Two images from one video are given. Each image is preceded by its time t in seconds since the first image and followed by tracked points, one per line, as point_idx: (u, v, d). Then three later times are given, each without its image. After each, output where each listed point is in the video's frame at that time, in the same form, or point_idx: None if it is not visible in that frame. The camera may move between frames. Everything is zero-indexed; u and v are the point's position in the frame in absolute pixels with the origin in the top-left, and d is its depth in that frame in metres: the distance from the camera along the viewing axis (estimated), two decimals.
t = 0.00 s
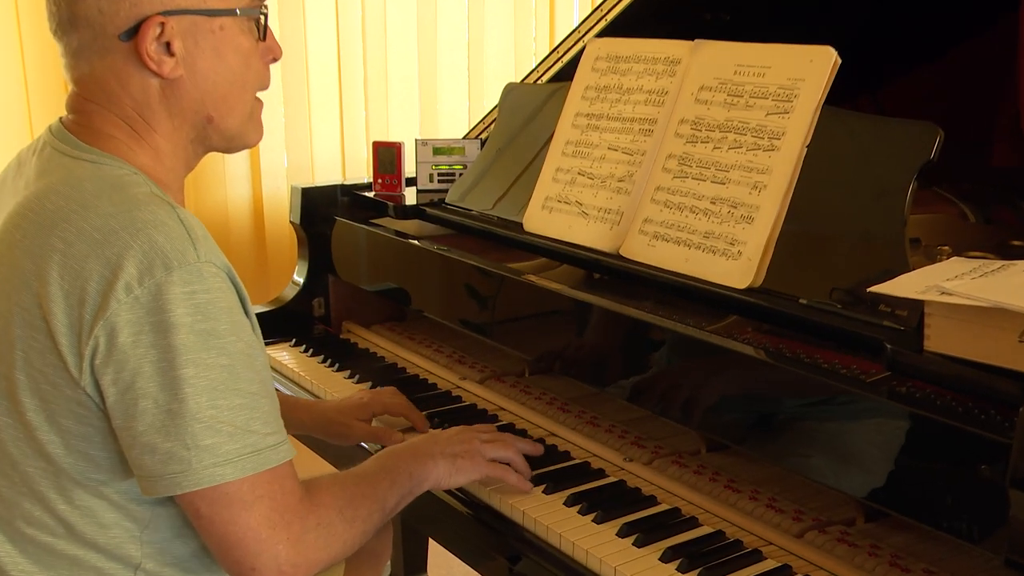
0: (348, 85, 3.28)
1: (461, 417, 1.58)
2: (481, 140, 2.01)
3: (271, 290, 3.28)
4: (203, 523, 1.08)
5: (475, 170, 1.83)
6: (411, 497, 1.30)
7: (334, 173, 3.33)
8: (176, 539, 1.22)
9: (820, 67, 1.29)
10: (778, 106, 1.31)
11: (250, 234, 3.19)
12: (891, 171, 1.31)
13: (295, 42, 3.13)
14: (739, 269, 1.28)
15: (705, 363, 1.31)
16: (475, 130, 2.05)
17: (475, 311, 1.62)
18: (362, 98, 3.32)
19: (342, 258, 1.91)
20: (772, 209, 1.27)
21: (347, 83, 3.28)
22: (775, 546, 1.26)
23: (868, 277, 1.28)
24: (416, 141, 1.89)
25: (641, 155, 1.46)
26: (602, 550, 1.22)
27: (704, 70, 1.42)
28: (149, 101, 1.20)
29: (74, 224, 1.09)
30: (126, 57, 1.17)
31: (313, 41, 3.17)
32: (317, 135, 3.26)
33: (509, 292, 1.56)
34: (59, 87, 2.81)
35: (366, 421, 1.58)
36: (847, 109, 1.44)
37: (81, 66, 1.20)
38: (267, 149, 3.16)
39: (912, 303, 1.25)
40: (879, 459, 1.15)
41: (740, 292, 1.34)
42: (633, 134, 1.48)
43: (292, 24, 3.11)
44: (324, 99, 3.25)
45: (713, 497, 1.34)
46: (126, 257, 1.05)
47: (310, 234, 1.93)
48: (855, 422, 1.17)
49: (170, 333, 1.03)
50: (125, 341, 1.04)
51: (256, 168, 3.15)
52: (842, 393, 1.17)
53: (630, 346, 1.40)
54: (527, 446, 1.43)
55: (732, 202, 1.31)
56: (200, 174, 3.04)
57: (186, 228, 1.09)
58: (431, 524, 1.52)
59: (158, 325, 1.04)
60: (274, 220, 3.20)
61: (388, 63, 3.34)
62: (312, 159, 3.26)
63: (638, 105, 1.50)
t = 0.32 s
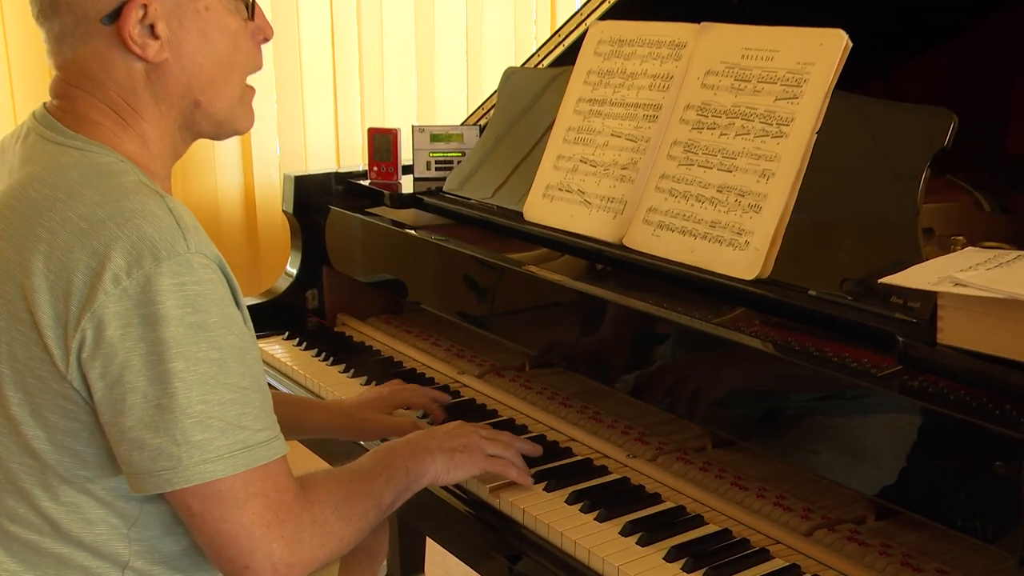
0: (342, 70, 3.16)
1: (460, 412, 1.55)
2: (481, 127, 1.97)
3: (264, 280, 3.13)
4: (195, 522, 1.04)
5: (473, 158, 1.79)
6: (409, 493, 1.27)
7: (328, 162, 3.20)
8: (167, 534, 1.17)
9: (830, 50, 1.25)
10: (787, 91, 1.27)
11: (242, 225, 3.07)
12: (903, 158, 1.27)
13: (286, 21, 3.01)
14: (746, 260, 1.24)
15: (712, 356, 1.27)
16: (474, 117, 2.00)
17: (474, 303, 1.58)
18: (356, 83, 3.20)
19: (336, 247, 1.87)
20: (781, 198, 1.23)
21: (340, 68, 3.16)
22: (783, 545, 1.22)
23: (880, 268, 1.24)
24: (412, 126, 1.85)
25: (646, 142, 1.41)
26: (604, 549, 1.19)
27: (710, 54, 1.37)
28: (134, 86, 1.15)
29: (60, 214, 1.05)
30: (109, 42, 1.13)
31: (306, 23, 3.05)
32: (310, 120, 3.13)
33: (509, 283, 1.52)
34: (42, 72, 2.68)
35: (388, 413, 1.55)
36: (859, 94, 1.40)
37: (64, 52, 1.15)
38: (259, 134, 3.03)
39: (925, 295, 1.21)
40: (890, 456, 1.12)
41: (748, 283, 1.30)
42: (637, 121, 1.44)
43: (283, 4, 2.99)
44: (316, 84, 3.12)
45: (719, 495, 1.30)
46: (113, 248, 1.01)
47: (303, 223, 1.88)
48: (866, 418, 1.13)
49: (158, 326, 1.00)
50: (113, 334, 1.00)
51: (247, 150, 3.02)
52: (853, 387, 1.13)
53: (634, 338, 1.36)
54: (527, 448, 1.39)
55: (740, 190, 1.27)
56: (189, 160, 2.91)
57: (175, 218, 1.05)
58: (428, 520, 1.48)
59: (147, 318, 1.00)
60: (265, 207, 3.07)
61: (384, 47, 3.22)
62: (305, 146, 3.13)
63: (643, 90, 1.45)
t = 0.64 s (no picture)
0: (336, 54, 3.11)
1: (457, 404, 1.51)
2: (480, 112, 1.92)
3: (256, 268, 3.12)
4: (184, 517, 1.00)
5: (470, 144, 1.75)
6: (401, 488, 1.23)
7: (322, 147, 3.15)
8: (156, 531, 1.14)
9: (841, 32, 1.20)
10: (796, 75, 1.23)
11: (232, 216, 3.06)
12: (914, 144, 1.23)
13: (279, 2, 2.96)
14: (755, 249, 1.20)
15: (717, 347, 1.23)
16: (474, 101, 1.96)
17: (474, 294, 1.54)
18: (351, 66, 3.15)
19: (330, 235, 1.83)
20: (790, 183, 1.19)
21: (335, 50, 3.11)
22: (792, 543, 1.19)
23: (891, 257, 1.20)
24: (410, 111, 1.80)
25: (650, 127, 1.37)
26: (607, 546, 1.15)
27: (716, 36, 1.33)
28: (125, 69, 1.11)
29: (51, 197, 1.01)
30: (99, 25, 1.09)
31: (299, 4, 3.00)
32: (303, 104, 3.09)
33: (508, 273, 1.47)
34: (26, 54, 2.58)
35: (378, 407, 1.51)
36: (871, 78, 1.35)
37: (51, 36, 1.11)
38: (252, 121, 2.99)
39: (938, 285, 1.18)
40: (901, 451, 1.08)
41: (754, 273, 1.27)
42: (641, 105, 1.39)
43: None
44: (309, 66, 3.08)
45: (725, 492, 1.27)
46: (107, 233, 0.97)
47: (296, 211, 1.84)
48: (875, 412, 1.09)
49: (153, 313, 0.96)
50: (106, 321, 0.96)
51: (238, 142, 3.01)
52: (863, 380, 1.10)
53: (637, 330, 1.32)
54: (520, 436, 1.37)
55: (747, 177, 1.23)
56: (178, 148, 2.88)
57: (171, 203, 1.01)
58: (425, 515, 1.45)
59: (141, 304, 0.96)
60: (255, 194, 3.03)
61: (381, 29, 3.17)
62: (298, 130, 3.09)
63: (647, 73, 1.41)
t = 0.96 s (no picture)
0: (330, 38, 3.06)
1: (450, 398, 1.47)
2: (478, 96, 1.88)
3: (247, 257, 3.04)
4: (182, 507, 0.96)
5: (468, 129, 1.71)
6: (403, 477, 1.20)
7: (316, 133, 3.10)
8: (155, 522, 1.08)
9: (852, 12, 1.16)
10: (805, 57, 1.19)
11: (224, 206, 2.97)
12: (927, 129, 1.19)
13: None
14: (761, 238, 1.16)
15: (724, 336, 1.19)
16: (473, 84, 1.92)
17: (473, 286, 1.49)
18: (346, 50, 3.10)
19: (325, 222, 1.78)
20: (799, 169, 1.15)
21: (329, 35, 3.07)
22: (800, 540, 1.15)
23: (906, 245, 1.16)
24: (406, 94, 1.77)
25: (655, 111, 1.33)
26: (610, 544, 1.12)
27: (723, 16, 1.29)
28: (120, 52, 1.04)
29: (46, 178, 0.97)
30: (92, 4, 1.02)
31: None
32: (296, 90, 3.03)
33: (508, 262, 1.43)
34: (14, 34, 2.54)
35: (344, 396, 1.50)
36: (882, 60, 1.31)
37: (43, 15, 1.05)
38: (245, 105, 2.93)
39: (951, 275, 1.14)
40: (912, 446, 1.04)
41: (762, 263, 1.23)
42: (645, 88, 1.36)
43: None
44: (302, 52, 3.02)
45: (732, 487, 1.23)
46: (103, 215, 0.93)
47: (289, 198, 1.80)
48: (885, 405, 1.06)
49: (152, 296, 0.92)
50: (104, 305, 0.92)
51: (230, 127, 2.93)
52: (873, 372, 1.06)
53: (643, 319, 1.28)
54: (527, 436, 1.32)
55: (754, 163, 1.19)
56: (168, 139, 2.82)
57: (169, 185, 0.97)
58: (423, 509, 1.41)
59: (139, 288, 0.92)
60: (249, 180, 2.97)
61: (376, 13, 3.12)
62: (290, 117, 3.03)
63: (652, 56, 1.37)
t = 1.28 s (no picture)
0: (324, 17, 3.01)
1: (451, 390, 1.44)
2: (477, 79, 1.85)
3: (242, 245, 3.01)
4: (161, 506, 0.93)
5: (467, 112, 1.66)
6: (395, 480, 1.16)
7: (309, 116, 3.06)
8: (135, 520, 1.05)
9: None
10: (815, 37, 1.15)
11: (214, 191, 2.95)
12: (941, 111, 1.15)
13: None
14: (770, 222, 1.13)
15: (731, 327, 1.16)
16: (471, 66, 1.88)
17: (472, 274, 1.46)
18: (340, 28, 3.04)
19: (317, 209, 1.75)
20: (809, 152, 1.12)
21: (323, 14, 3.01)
22: (809, 535, 1.12)
23: (921, 231, 1.12)
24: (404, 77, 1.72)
25: (660, 93, 1.29)
26: (614, 539, 1.09)
27: None
28: (108, 31, 0.99)
29: (27, 162, 0.93)
30: None
31: None
32: (288, 71, 2.99)
33: (508, 249, 1.39)
34: None
35: (346, 389, 1.47)
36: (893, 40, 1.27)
37: None
38: (233, 91, 2.90)
39: (966, 262, 1.11)
40: (925, 439, 1.01)
41: (770, 249, 1.19)
42: (650, 69, 1.32)
43: None
44: (295, 32, 2.98)
45: (738, 481, 1.20)
46: (85, 201, 0.90)
47: (281, 183, 1.77)
48: (898, 397, 1.02)
49: (134, 287, 0.89)
50: (84, 295, 0.89)
51: (220, 109, 2.89)
52: (885, 363, 1.02)
53: (647, 310, 1.24)
54: (525, 426, 1.29)
55: (762, 146, 1.16)
56: (159, 122, 2.78)
57: (154, 171, 0.93)
58: (418, 503, 1.38)
59: (122, 278, 0.89)
60: (239, 166, 2.94)
61: None
62: (282, 97, 2.99)
63: (657, 36, 1.33)
